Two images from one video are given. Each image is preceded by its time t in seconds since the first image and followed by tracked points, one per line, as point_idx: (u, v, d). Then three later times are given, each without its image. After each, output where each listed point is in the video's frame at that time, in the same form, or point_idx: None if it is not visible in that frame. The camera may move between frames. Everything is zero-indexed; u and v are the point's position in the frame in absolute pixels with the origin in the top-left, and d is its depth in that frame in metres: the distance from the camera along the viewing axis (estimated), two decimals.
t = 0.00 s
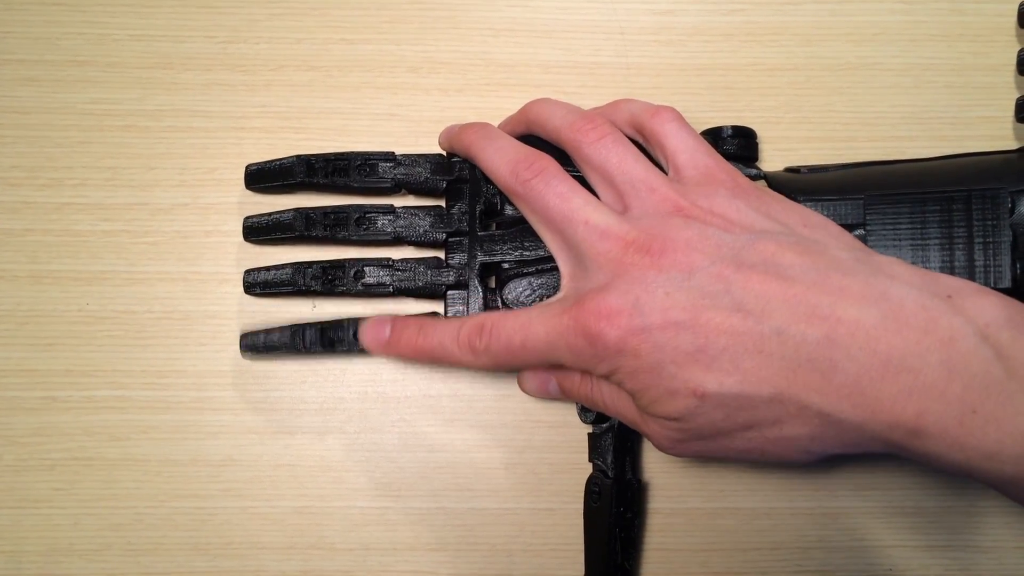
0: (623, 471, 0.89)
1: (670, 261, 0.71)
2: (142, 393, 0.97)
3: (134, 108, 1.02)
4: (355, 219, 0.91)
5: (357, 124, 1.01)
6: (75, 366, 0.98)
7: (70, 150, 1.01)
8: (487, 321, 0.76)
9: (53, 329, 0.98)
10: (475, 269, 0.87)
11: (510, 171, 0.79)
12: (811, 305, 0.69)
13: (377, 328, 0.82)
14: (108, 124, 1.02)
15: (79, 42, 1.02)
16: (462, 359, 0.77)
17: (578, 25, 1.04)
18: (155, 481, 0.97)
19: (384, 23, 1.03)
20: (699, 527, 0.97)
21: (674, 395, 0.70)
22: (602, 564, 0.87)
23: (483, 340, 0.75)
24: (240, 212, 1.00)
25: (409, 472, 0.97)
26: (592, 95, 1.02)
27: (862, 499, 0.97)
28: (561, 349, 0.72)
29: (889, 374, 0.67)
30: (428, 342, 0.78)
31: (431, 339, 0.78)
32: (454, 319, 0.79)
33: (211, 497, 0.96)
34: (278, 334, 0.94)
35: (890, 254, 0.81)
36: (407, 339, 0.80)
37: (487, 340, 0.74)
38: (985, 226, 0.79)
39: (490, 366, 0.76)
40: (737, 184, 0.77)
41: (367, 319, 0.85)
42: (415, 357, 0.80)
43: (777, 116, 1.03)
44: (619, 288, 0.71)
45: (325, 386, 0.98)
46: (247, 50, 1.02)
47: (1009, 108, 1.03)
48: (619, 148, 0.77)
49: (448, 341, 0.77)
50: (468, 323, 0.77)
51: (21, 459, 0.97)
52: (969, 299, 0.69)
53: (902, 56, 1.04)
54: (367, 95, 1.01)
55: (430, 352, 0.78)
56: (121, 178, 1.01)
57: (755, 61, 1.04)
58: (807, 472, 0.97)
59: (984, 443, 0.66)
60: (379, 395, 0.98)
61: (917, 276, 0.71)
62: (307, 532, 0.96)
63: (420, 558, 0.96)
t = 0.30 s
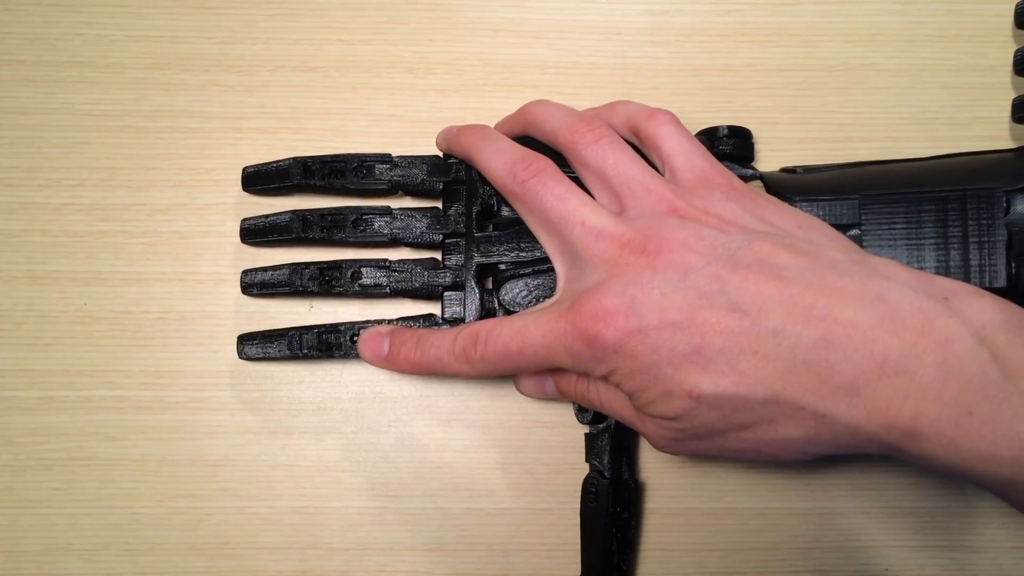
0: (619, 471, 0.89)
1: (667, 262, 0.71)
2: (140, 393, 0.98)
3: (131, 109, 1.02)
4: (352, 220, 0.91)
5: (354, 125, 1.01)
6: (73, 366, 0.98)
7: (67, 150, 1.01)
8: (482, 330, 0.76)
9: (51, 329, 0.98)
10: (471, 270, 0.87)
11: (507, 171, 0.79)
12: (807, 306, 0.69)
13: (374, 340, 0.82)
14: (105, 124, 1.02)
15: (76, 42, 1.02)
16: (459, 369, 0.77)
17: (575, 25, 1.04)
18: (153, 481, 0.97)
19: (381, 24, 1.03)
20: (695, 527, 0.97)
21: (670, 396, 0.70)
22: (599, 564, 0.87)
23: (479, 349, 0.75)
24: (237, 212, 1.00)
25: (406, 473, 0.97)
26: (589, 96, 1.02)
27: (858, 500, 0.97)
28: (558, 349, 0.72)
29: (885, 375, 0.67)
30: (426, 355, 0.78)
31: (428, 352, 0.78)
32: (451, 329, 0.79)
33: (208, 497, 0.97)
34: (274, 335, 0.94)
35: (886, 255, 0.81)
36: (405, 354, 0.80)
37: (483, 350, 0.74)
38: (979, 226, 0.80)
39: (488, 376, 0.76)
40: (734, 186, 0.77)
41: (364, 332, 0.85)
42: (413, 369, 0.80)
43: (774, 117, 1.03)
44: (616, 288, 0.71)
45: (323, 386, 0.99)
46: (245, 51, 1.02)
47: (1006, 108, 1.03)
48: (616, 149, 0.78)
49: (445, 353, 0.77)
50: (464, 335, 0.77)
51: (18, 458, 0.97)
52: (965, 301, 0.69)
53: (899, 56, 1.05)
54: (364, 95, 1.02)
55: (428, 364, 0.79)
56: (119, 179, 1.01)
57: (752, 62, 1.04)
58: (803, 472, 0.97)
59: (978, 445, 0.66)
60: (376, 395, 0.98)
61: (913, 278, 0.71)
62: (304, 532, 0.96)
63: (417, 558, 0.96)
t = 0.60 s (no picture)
0: (614, 467, 0.89)
1: (660, 259, 0.71)
2: (137, 390, 0.98)
3: (127, 107, 1.02)
4: (348, 215, 0.92)
5: (350, 122, 1.01)
6: (70, 363, 0.98)
7: (64, 148, 1.01)
8: (480, 302, 0.76)
9: (48, 327, 0.99)
10: (467, 265, 0.87)
11: (501, 168, 0.79)
12: (800, 303, 0.69)
13: (370, 300, 0.82)
14: (102, 122, 1.02)
15: (72, 41, 1.03)
16: (450, 336, 0.77)
17: (571, 22, 1.04)
18: (150, 478, 0.97)
19: (376, 21, 1.03)
20: (691, 523, 0.97)
21: (663, 393, 0.70)
22: (594, 560, 0.88)
23: (475, 320, 0.75)
24: (234, 210, 1.01)
25: (403, 469, 0.97)
26: (584, 93, 1.03)
27: (854, 495, 0.97)
28: (551, 345, 0.72)
29: (877, 371, 0.67)
30: (421, 316, 0.78)
31: (422, 313, 0.78)
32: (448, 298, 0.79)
33: (205, 494, 0.97)
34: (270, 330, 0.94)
35: (880, 252, 0.81)
36: (399, 309, 0.79)
37: (478, 321, 0.75)
38: (973, 223, 0.80)
39: (478, 349, 0.76)
40: (728, 182, 0.77)
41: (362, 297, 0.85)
42: (405, 329, 0.79)
43: (769, 114, 1.03)
44: (609, 285, 0.71)
45: (319, 382, 0.99)
46: (241, 49, 1.02)
47: (1001, 104, 1.03)
48: (609, 146, 0.78)
49: (440, 316, 0.77)
50: (462, 302, 0.77)
51: (16, 456, 0.98)
52: (957, 297, 0.70)
53: (894, 53, 1.05)
54: (360, 92, 1.02)
55: (420, 327, 0.78)
56: (115, 176, 1.01)
57: (748, 58, 1.04)
58: (799, 469, 0.97)
59: (970, 442, 0.66)
60: (372, 392, 0.99)
61: (905, 274, 0.71)
62: (301, 528, 0.96)
63: (414, 555, 0.96)
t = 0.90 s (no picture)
0: (617, 464, 0.90)
1: (664, 254, 0.71)
2: (140, 387, 0.98)
3: (130, 105, 1.02)
4: (350, 214, 0.92)
5: (352, 120, 1.01)
6: (73, 361, 0.98)
7: (66, 146, 1.01)
8: (477, 322, 0.76)
9: (51, 325, 0.99)
10: (469, 263, 0.87)
11: (505, 165, 0.80)
12: (804, 298, 0.69)
13: (372, 333, 0.83)
14: (104, 120, 1.02)
15: (75, 39, 1.03)
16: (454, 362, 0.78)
17: (572, 20, 1.04)
18: (153, 475, 0.97)
19: (378, 19, 1.03)
20: (693, 520, 0.97)
21: (666, 388, 0.71)
22: (596, 557, 0.88)
23: (474, 341, 0.75)
24: (236, 208, 1.01)
25: (405, 466, 0.98)
26: (586, 90, 1.03)
27: (856, 492, 0.97)
28: (555, 340, 0.73)
29: (881, 366, 0.67)
30: (422, 349, 0.79)
31: (424, 345, 0.79)
32: (447, 322, 0.80)
33: (207, 491, 0.97)
34: (273, 328, 0.94)
35: (882, 248, 0.81)
36: (401, 346, 0.80)
37: (478, 342, 0.75)
38: (975, 219, 0.80)
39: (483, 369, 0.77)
40: (731, 179, 0.77)
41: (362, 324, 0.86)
42: (409, 362, 0.80)
43: (770, 111, 1.03)
44: (613, 281, 0.71)
45: (322, 380, 0.99)
46: (243, 47, 1.02)
47: (1002, 101, 1.03)
48: (613, 142, 0.78)
49: (441, 346, 0.78)
50: (459, 326, 0.77)
51: (19, 453, 0.98)
52: (960, 293, 0.70)
53: (895, 50, 1.05)
54: (362, 90, 1.02)
55: (424, 357, 0.79)
56: (118, 174, 1.01)
57: (749, 55, 1.04)
58: (801, 465, 0.97)
59: (972, 436, 0.67)
60: (375, 389, 0.99)
61: (907, 270, 0.71)
62: (303, 525, 0.97)
63: (416, 551, 0.96)
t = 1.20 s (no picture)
0: (616, 463, 0.90)
1: (660, 253, 0.72)
2: (141, 388, 0.98)
3: (131, 107, 1.03)
4: (350, 214, 0.92)
5: (352, 121, 1.02)
6: (75, 362, 0.99)
7: (68, 148, 1.02)
8: (481, 298, 0.76)
9: (53, 326, 0.99)
10: (468, 263, 0.88)
11: (503, 164, 0.80)
12: (799, 297, 0.69)
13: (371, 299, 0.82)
14: (105, 122, 1.03)
15: (77, 41, 1.03)
16: (451, 333, 0.78)
17: (571, 21, 1.04)
18: (154, 475, 0.98)
19: (378, 21, 1.03)
20: (693, 519, 0.98)
21: (661, 385, 0.71)
22: (595, 556, 0.88)
23: (475, 316, 0.76)
24: (237, 209, 1.01)
25: (405, 466, 0.98)
26: (585, 91, 1.03)
27: (855, 491, 0.97)
28: (552, 337, 0.73)
29: (876, 364, 0.67)
30: (421, 314, 0.78)
31: (424, 310, 0.78)
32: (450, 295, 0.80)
33: (208, 491, 0.97)
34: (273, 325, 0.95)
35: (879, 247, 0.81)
36: (400, 308, 0.80)
37: (479, 317, 0.75)
38: (972, 219, 0.80)
39: (479, 344, 0.76)
40: (728, 178, 0.78)
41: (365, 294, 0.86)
42: (405, 326, 0.80)
43: (769, 111, 1.04)
44: (610, 279, 0.71)
45: (322, 380, 0.99)
46: (244, 49, 1.03)
47: (999, 101, 1.03)
48: (610, 142, 0.78)
49: (440, 314, 0.78)
50: (463, 298, 0.77)
51: (20, 453, 0.98)
52: (956, 292, 0.70)
53: (892, 50, 1.05)
54: (362, 91, 1.02)
55: (421, 324, 0.79)
56: (119, 176, 1.02)
57: (747, 56, 1.05)
58: (800, 464, 0.97)
59: (967, 435, 0.67)
60: (375, 389, 0.99)
61: (903, 268, 0.72)
62: (304, 525, 0.97)
63: (416, 551, 0.97)
